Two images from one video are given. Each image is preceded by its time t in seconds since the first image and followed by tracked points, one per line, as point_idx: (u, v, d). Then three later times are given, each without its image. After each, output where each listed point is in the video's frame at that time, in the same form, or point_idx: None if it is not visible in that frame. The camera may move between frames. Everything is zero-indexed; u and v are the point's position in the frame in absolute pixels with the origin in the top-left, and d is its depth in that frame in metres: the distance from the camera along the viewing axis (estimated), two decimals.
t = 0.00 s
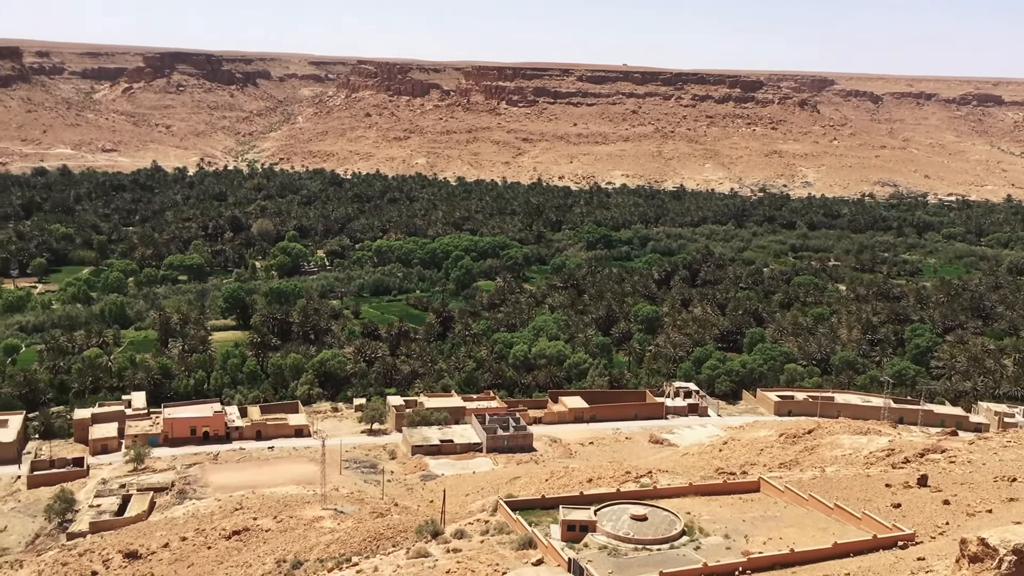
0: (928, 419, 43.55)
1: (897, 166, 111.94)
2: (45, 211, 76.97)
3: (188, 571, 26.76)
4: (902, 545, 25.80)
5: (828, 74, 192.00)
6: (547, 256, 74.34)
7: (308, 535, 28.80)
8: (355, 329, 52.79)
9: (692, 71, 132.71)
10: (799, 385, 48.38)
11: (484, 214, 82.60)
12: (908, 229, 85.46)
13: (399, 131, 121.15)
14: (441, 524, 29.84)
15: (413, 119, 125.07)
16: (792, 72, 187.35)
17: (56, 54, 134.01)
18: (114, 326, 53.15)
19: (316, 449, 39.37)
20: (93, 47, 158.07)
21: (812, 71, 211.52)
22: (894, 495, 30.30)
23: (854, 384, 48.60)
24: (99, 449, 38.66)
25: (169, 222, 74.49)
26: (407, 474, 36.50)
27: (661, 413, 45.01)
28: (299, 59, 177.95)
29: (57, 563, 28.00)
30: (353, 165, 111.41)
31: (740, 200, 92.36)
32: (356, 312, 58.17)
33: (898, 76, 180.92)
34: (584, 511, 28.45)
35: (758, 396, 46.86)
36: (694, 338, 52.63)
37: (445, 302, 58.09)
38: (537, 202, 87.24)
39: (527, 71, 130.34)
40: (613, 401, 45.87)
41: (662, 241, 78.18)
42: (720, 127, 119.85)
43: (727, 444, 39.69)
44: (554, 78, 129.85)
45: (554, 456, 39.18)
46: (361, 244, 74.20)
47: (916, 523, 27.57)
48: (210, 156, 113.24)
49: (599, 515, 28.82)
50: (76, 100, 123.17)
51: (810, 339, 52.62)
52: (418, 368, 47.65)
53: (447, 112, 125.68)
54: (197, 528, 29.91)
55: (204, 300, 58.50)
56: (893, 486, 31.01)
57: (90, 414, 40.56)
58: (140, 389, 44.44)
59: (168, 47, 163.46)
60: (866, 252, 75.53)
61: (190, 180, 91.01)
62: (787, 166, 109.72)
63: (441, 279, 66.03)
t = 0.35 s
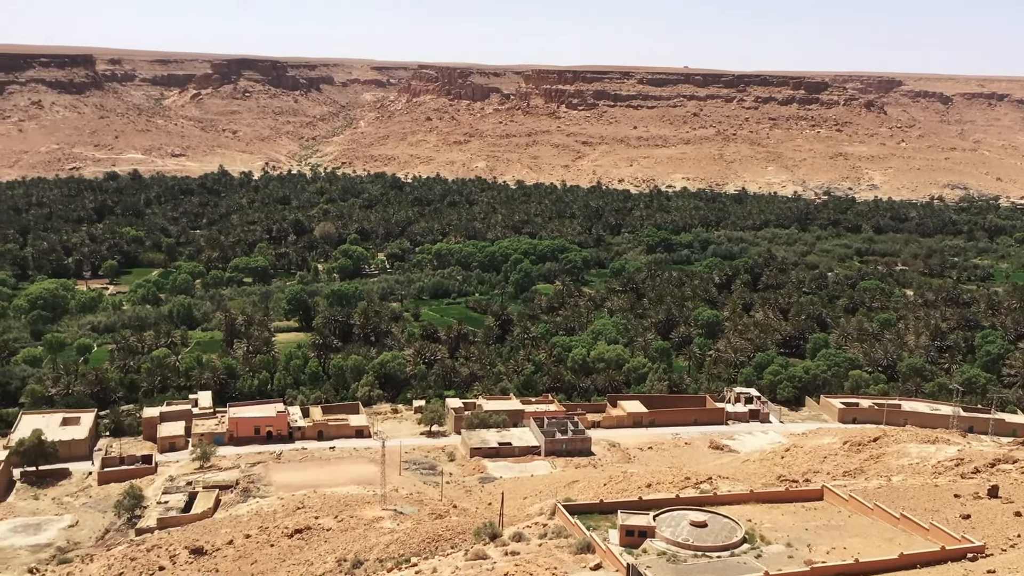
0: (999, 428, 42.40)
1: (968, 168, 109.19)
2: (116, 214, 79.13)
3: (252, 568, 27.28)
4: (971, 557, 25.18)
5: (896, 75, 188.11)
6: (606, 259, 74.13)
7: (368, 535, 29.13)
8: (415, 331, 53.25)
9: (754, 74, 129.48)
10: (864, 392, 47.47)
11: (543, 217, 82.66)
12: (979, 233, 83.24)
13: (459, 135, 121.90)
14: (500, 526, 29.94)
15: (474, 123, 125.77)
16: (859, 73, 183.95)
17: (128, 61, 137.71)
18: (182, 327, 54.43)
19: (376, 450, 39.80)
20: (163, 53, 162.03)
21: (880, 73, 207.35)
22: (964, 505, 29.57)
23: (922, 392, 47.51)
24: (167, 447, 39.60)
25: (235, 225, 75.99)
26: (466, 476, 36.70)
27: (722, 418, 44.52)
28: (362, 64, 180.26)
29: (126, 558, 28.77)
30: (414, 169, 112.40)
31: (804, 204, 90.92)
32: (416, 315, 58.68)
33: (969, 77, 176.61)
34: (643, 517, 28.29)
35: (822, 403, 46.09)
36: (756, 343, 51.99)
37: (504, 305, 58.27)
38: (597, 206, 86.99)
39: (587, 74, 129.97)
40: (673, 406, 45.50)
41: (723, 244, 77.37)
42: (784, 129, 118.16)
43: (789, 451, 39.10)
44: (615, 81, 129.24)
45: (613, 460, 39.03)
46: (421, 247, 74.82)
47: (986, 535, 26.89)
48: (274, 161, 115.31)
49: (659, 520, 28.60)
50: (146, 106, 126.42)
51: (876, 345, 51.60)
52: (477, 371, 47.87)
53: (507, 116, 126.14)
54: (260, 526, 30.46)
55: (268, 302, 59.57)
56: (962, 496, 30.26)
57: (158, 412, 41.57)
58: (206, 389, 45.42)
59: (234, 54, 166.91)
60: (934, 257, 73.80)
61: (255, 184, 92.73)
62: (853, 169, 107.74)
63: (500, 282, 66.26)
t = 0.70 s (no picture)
0: None
1: None
2: (186, 217, 80.98)
3: (313, 566, 27.62)
4: None
5: (970, 78, 183.27)
6: (668, 265, 73.54)
7: (427, 537, 29.26)
8: (476, 335, 53.43)
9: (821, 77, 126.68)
10: (934, 403, 46.29)
11: (604, 222, 82.35)
12: None
13: (521, 140, 122.14)
14: (558, 531, 29.84)
15: (536, 127, 125.94)
16: (931, 75, 179.59)
17: (198, 67, 140.95)
18: (247, 327, 55.44)
19: (436, 452, 40.00)
20: (232, 59, 165.49)
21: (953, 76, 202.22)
22: None
23: (995, 404, 46.12)
24: (232, 445, 40.34)
25: (300, 228, 77.19)
26: (525, 481, 36.68)
27: (785, 426, 43.80)
28: (426, 69, 181.86)
29: (192, 554, 29.35)
30: (476, 173, 112.91)
31: (872, 209, 89.05)
32: (476, 318, 58.90)
33: None
34: (704, 525, 27.91)
35: (889, 413, 45.04)
36: (821, 351, 51.06)
37: (565, 310, 58.16)
38: (659, 210, 86.32)
39: (650, 78, 128.93)
40: (735, 414, 44.88)
41: (788, 250, 76.16)
42: (852, 133, 115.90)
43: (855, 462, 38.27)
44: (679, 85, 127.95)
45: (673, 467, 38.65)
46: (482, 250, 75.10)
47: None
48: (339, 165, 116.88)
49: (720, 528, 28.20)
50: (216, 111, 129.19)
51: (947, 355, 50.25)
52: (536, 375, 47.83)
53: (570, 121, 126.03)
54: (321, 525, 30.81)
55: (332, 303, 60.34)
56: None
57: (224, 411, 42.37)
58: (270, 388, 46.16)
59: (301, 60, 169.72)
60: (1009, 264, 71.61)
61: (320, 187, 94.04)
62: (924, 174, 105.24)
63: (561, 287, 66.14)
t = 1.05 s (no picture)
0: None
1: None
2: (248, 218, 82.46)
3: (367, 566, 27.85)
4: None
5: None
6: (726, 271, 72.77)
7: (480, 539, 29.30)
8: (531, 338, 53.43)
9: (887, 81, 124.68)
10: (1001, 417, 45.05)
11: (662, 227, 81.79)
12: None
13: (579, 144, 121.99)
14: (611, 537, 29.67)
15: (594, 132, 125.69)
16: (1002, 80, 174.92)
17: (263, 71, 143.53)
18: (306, 327, 56.18)
19: (489, 455, 40.10)
20: (296, 64, 168.07)
21: None
22: None
23: None
24: (289, 444, 40.92)
25: (359, 230, 78.05)
26: (578, 486, 36.55)
27: (845, 437, 43.00)
28: (486, 73, 182.54)
29: (249, 549, 29.84)
30: (533, 177, 112.98)
31: (938, 217, 86.99)
32: (531, 322, 58.90)
33: None
34: (759, 535, 27.48)
35: (954, 426, 43.94)
36: (883, 361, 50.01)
37: (621, 315, 57.87)
38: (718, 216, 85.45)
39: (711, 82, 127.06)
40: (793, 424, 44.17)
41: (850, 258, 74.81)
42: (918, 139, 113.41)
43: (916, 476, 37.39)
44: (740, 90, 125.82)
45: (729, 476, 38.18)
46: (538, 254, 75.09)
47: None
48: (398, 168, 117.93)
49: (777, 539, 27.73)
50: (279, 114, 131.34)
51: (1015, 368, 48.85)
52: (591, 381, 47.63)
53: (628, 125, 125.48)
54: (376, 525, 31.05)
55: (389, 305, 60.88)
56: None
57: (282, 409, 42.99)
58: (327, 388, 46.69)
59: (363, 64, 171.66)
60: None
61: (379, 190, 94.93)
62: (993, 182, 102.57)
63: (617, 291, 65.84)
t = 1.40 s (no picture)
0: None
1: None
2: (302, 220, 83.53)
3: (414, 568, 27.94)
4: None
5: None
6: (780, 278, 71.85)
7: (527, 544, 29.21)
8: (580, 343, 53.25)
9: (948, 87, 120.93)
10: None
11: (715, 233, 81.05)
12: None
13: (632, 149, 121.45)
14: (659, 545, 29.41)
15: (647, 136, 125.08)
16: None
17: (318, 76, 145.32)
18: (357, 329, 56.66)
19: (537, 459, 40.02)
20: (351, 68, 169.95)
21: None
22: None
23: None
24: (340, 444, 41.27)
25: (411, 233, 78.56)
26: (627, 492, 36.31)
27: (901, 449, 42.11)
28: (539, 77, 182.56)
29: (299, 548, 30.12)
30: (585, 182, 112.73)
31: (1001, 225, 84.89)
32: (581, 327, 58.72)
33: None
34: (811, 547, 27.03)
35: (1015, 440, 42.79)
36: (942, 371, 48.88)
37: (672, 321, 57.40)
38: (772, 222, 84.40)
39: (767, 87, 125.05)
40: (847, 434, 43.40)
41: (908, 266, 73.36)
42: (981, 145, 110.90)
43: (975, 490, 36.46)
44: (796, 95, 123.75)
45: (781, 486, 37.63)
46: (589, 259, 74.83)
47: None
48: (450, 171, 118.51)
49: (829, 552, 27.26)
50: (334, 117, 132.84)
51: None
52: (641, 387, 47.28)
53: (682, 130, 124.61)
54: (423, 526, 31.16)
55: (439, 308, 61.13)
56: None
57: (333, 410, 43.37)
58: (378, 390, 46.99)
59: (417, 68, 172.94)
60: None
61: (431, 194, 95.43)
62: None
63: (668, 297, 65.38)
